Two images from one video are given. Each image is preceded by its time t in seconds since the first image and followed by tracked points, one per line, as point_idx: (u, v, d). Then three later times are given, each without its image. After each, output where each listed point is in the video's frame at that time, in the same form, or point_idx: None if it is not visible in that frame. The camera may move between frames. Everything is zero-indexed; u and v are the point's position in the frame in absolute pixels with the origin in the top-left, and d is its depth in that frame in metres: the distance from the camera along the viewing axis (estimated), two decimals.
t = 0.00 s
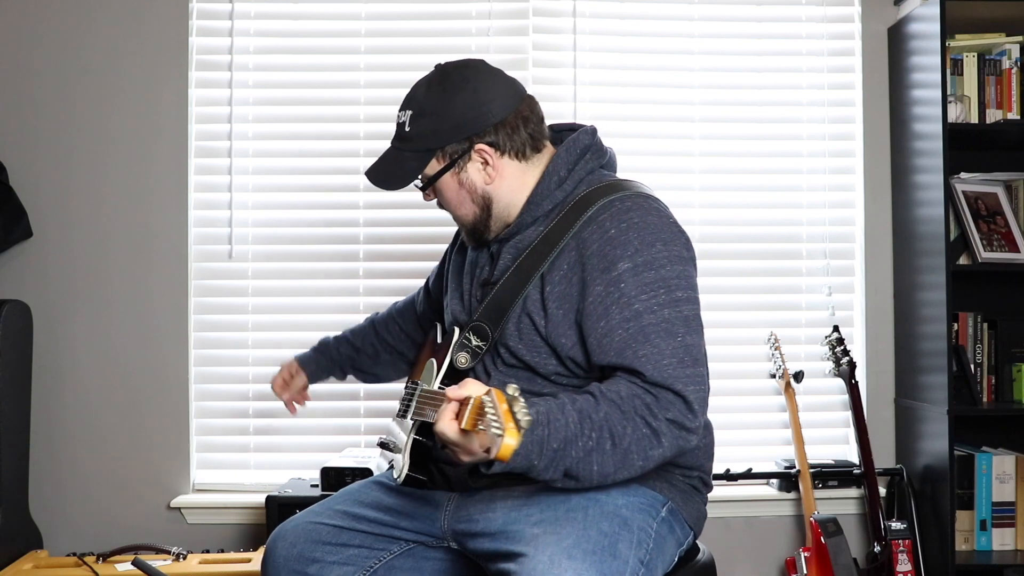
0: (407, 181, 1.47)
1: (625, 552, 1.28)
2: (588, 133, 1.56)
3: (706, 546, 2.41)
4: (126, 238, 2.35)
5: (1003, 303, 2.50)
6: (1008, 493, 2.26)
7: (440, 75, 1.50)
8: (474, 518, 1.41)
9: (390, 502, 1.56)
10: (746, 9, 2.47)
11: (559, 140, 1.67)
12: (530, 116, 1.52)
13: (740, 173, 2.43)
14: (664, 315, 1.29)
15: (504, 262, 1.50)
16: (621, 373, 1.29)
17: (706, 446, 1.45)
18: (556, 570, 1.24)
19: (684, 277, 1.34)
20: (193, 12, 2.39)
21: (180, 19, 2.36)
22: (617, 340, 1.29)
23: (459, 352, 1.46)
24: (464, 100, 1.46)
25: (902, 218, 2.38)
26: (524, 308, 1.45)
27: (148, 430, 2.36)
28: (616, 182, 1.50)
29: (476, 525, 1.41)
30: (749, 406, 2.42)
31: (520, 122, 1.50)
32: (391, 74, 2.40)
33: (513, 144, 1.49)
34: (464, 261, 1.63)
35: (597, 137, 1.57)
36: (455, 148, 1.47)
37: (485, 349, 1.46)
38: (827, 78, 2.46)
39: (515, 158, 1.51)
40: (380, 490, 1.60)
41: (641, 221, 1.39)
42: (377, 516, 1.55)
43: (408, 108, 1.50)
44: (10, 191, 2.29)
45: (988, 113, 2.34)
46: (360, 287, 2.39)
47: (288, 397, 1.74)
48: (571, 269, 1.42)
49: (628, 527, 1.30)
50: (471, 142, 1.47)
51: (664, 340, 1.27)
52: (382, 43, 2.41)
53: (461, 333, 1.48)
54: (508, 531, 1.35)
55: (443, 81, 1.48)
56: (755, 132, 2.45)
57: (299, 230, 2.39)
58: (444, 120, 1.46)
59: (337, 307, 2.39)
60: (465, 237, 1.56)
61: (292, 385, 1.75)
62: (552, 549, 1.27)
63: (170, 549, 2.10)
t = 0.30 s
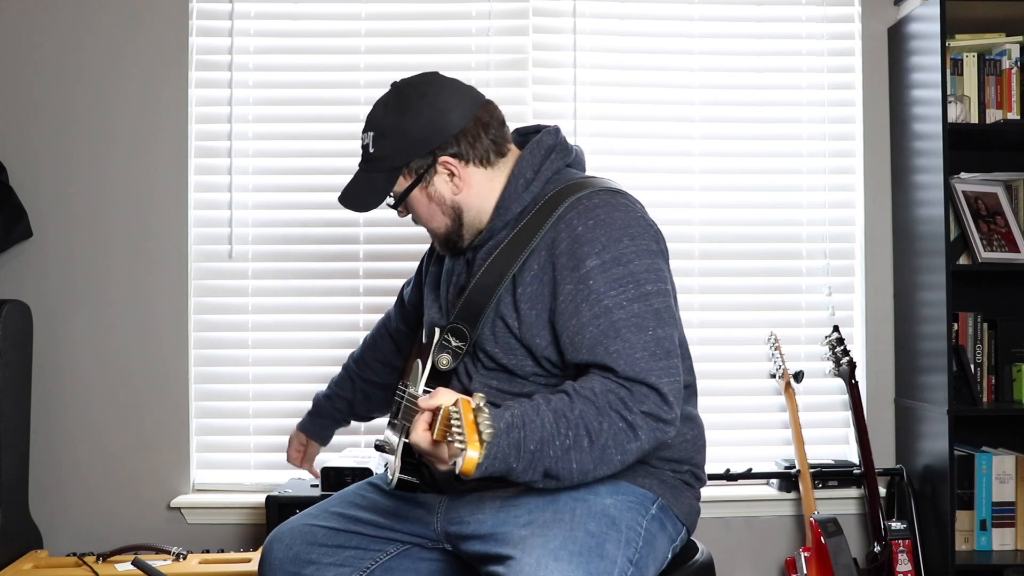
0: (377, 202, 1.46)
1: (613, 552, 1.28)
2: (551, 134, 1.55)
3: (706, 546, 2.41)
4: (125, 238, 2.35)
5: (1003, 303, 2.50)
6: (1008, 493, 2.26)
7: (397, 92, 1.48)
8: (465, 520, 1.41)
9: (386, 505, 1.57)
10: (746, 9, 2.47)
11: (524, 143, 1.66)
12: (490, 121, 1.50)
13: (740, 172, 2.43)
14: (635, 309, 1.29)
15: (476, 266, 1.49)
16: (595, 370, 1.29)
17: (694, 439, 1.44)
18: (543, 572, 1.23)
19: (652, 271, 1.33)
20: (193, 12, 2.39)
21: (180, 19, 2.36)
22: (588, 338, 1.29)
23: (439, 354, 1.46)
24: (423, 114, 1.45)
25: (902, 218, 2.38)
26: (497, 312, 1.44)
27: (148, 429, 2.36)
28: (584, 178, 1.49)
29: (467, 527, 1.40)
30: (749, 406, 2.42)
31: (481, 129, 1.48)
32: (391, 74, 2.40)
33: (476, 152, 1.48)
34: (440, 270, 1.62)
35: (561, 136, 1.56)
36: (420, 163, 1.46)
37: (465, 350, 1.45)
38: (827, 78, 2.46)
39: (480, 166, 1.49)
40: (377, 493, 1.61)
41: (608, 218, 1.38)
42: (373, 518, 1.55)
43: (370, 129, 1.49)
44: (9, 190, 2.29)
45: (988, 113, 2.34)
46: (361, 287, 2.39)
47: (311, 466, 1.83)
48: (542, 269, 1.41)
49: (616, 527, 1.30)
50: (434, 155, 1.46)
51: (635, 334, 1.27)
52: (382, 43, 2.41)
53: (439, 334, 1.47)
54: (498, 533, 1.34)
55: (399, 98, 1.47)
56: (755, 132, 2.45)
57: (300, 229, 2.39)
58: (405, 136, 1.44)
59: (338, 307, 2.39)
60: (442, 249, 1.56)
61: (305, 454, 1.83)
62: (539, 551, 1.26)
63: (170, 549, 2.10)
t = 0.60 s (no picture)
0: (361, 212, 1.45)
1: (613, 550, 1.27)
2: (523, 133, 1.56)
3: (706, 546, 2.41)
4: (125, 238, 2.35)
5: (1002, 303, 2.50)
6: (1008, 493, 2.26)
7: (375, 104, 1.49)
8: (464, 520, 1.42)
9: (386, 506, 1.57)
10: (746, 10, 2.47)
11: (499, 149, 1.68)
12: (466, 126, 1.51)
13: (740, 172, 2.43)
14: (614, 287, 1.29)
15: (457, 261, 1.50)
16: (578, 349, 1.29)
17: (685, 430, 1.44)
18: (545, 570, 1.22)
19: (628, 251, 1.33)
20: (193, 12, 2.39)
21: (180, 19, 2.36)
22: (569, 317, 1.29)
23: (425, 351, 1.46)
24: (402, 122, 1.45)
25: (902, 218, 2.38)
26: (479, 303, 1.45)
27: (148, 429, 2.35)
28: (558, 171, 1.50)
29: (466, 527, 1.41)
30: (749, 406, 2.42)
31: (458, 134, 1.50)
32: (391, 74, 2.40)
33: (456, 156, 1.49)
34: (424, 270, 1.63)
35: (535, 136, 1.57)
36: (401, 171, 1.45)
37: (451, 343, 1.45)
38: (827, 78, 2.46)
39: (460, 170, 1.50)
40: (377, 496, 1.62)
41: (583, 202, 1.39)
42: (373, 519, 1.56)
43: (349, 142, 1.49)
44: (9, 190, 2.29)
45: (988, 113, 2.34)
46: (361, 288, 2.39)
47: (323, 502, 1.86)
48: (521, 257, 1.42)
49: (616, 525, 1.29)
50: (416, 163, 1.46)
51: (615, 311, 1.27)
52: (382, 42, 2.41)
53: (426, 329, 1.47)
54: (498, 533, 1.35)
55: (376, 110, 1.47)
56: (755, 132, 2.45)
57: (301, 229, 2.39)
58: (385, 145, 1.44)
59: (339, 307, 2.39)
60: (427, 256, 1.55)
61: (316, 487, 1.85)
62: (540, 549, 1.25)
63: (171, 549, 2.10)
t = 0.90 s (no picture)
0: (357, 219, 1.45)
1: (608, 545, 1.27)
2: (515, 137, 1.57)
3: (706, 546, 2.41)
4: (125, 237, 2.35)
5: (1002, 303, 2.50)
6: (1008, 493, 2.26)
7: (371, 111, 1.49)
8: (462, 517, 1.42)
9: (385, 504, 1.58)
10: (746, 10, 2.47)
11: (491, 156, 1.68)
12: (461, 133, 1.52)
13: (740, 172, 2.43)
14: (606, 282, 1.29)
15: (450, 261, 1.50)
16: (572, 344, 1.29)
17: (681, 426, 1.44)
18: (540, 565, 1.22)
19: (620, 250, 1.33)
20: (193, 12, 2.39)
21: (180, 19, 2.36)
22: (563, 312, 1.29)
23: (420, 349, 1.45)
24: (398, 129, 1.45)
25: (902, 218, 2.38)
26: (474, 303, 1.45)
27: (149, 429, 2.36)
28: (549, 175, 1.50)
29: (464, 525, 1.41)
30: (749, 406, 2.42)
31: (453, 141, 1.50)
32: (391, 74, 2.40)
33: (451, 162, 1.49)
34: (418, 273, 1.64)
35: (526, 139, 1.58)
36: (397, 178, 1.46)
37: (446, 340, 1.45)
38: (827, 78, 2.46)
39: (455, 175, 1.50)
40: (376, 494, 1.62)
41: (575, 202, 1.39)
42: (372, 518, 1.56)
43: (344, 148, 1.49)
44: (9, 190, 2.29)
45: (988, 113, 2.34)
46: (361, 287, 2.39)
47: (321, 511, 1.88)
48: (513, 257, 1.42)
49: (612, 520, 1.29)
50: (411, 170, 1.46)
51: (608, 305, 1.27)
52: (382, 42, 2.41)
53: (421, 327, 1.47)
54: (495, 530, 1.35)
55: (372, 117, 1.47)
56: (755, 132, 2.45)
57: (301, 229, 2.39)
58: (380, 152, 1.44)
59: (339, 306, 2.39)
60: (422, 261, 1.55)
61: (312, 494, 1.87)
62: (535, 545, 1.26)
63: (171, 549, 2.10)
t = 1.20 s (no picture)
0: (357, 225, 1.45)
1: (608, 544, 1.27)
2: (512, 139, 1.57)
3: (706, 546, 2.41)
4: (125, 237, 2.35)
5: (1002, 303, 2.50)
6: (1008, 493, 2.26)
7: (368, 118, 1.49)
8: (462, 516, 1.42)
9: (385, 503, 1.58)
10: (746, 10, 2.47)
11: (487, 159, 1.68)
12: (457, 138, 1.51)
13: (740, 172, 2.43)
14: (605, 280, 1.29)
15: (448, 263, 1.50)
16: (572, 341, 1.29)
17: (681, 424, 1.44)
18: (540, 563, 1.22)
19: (618, 249, 1.33)
20: (193, 12, 2.39)
21: (180, 19, 2.36)
22: (562, 311, 1.30)
23: (420, 348, 1.45)
24: (396, 135, 1.45)
25: (902, 218, 2.38)
26: (473, 304, 1.45)
27: (148, 429, 2.36)
28: (546, 176, 1.50)
29: (464, 524, 1.42)
30: (749, 406, 2.42)
31: (449, 146, 1.50)
32: (392, 74, 2.40)
33: (448, 167, 1.49)
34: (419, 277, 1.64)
35: (521, 142, 1.58)
36: (396, 184, 1.46)
37: (447, 339, 1.45)
38: (827, 78, 2.46)
39: (453, 180, 1.50)
40: (376, 493, 1.62)
41: (572, 203, 1.39)
42: (372, 517, 1.56)
43: (342, 155, 1.49)
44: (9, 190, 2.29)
45: (988, 113, 2.34)
46: (361, 288, 2.39)
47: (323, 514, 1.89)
48: (512, 258, 1.42)
49: (612, 519, 1.29)
50: (410, 176, 1.46)
51: (608, 302, 1.27)
52: (382, 42, 2.41)
53: (422, 327, 1.47)
54: (495, 528, 1.35)
55: (369, 123, 1.47)
56: (755, 132, 2.45)
57: (301, 229, 2.39)
58: (379, 159, 1.44)
59: (339, 307, 2.39)
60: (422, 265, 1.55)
61: (318, 499, 1.88)
62: (536, 543, 1.26)
63: (171, 548, 2.10)
